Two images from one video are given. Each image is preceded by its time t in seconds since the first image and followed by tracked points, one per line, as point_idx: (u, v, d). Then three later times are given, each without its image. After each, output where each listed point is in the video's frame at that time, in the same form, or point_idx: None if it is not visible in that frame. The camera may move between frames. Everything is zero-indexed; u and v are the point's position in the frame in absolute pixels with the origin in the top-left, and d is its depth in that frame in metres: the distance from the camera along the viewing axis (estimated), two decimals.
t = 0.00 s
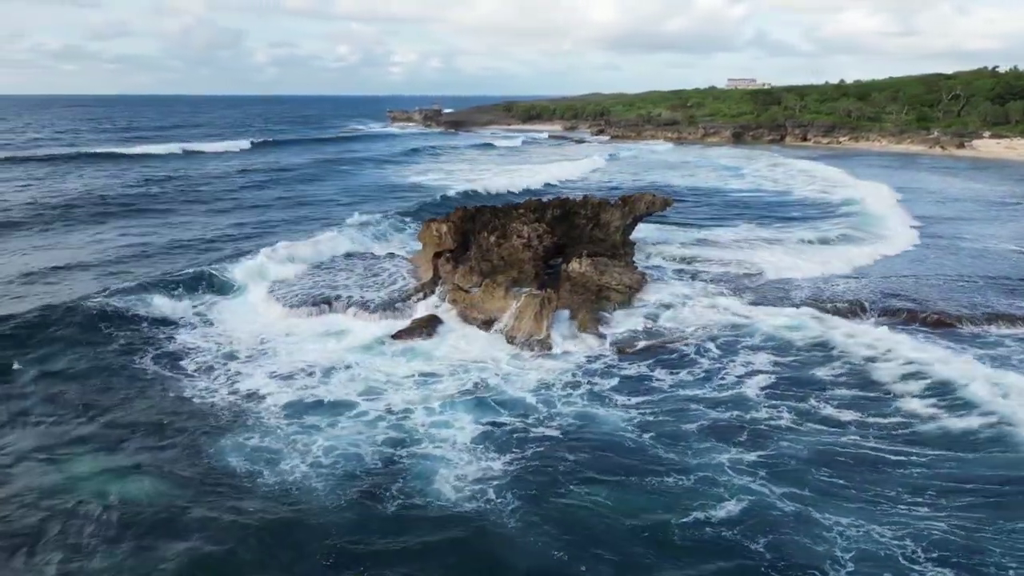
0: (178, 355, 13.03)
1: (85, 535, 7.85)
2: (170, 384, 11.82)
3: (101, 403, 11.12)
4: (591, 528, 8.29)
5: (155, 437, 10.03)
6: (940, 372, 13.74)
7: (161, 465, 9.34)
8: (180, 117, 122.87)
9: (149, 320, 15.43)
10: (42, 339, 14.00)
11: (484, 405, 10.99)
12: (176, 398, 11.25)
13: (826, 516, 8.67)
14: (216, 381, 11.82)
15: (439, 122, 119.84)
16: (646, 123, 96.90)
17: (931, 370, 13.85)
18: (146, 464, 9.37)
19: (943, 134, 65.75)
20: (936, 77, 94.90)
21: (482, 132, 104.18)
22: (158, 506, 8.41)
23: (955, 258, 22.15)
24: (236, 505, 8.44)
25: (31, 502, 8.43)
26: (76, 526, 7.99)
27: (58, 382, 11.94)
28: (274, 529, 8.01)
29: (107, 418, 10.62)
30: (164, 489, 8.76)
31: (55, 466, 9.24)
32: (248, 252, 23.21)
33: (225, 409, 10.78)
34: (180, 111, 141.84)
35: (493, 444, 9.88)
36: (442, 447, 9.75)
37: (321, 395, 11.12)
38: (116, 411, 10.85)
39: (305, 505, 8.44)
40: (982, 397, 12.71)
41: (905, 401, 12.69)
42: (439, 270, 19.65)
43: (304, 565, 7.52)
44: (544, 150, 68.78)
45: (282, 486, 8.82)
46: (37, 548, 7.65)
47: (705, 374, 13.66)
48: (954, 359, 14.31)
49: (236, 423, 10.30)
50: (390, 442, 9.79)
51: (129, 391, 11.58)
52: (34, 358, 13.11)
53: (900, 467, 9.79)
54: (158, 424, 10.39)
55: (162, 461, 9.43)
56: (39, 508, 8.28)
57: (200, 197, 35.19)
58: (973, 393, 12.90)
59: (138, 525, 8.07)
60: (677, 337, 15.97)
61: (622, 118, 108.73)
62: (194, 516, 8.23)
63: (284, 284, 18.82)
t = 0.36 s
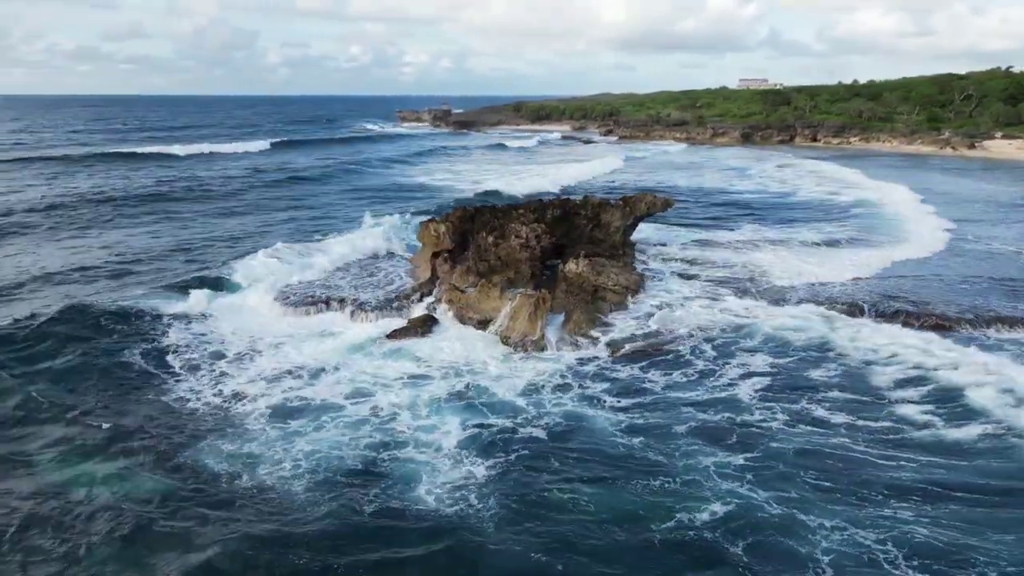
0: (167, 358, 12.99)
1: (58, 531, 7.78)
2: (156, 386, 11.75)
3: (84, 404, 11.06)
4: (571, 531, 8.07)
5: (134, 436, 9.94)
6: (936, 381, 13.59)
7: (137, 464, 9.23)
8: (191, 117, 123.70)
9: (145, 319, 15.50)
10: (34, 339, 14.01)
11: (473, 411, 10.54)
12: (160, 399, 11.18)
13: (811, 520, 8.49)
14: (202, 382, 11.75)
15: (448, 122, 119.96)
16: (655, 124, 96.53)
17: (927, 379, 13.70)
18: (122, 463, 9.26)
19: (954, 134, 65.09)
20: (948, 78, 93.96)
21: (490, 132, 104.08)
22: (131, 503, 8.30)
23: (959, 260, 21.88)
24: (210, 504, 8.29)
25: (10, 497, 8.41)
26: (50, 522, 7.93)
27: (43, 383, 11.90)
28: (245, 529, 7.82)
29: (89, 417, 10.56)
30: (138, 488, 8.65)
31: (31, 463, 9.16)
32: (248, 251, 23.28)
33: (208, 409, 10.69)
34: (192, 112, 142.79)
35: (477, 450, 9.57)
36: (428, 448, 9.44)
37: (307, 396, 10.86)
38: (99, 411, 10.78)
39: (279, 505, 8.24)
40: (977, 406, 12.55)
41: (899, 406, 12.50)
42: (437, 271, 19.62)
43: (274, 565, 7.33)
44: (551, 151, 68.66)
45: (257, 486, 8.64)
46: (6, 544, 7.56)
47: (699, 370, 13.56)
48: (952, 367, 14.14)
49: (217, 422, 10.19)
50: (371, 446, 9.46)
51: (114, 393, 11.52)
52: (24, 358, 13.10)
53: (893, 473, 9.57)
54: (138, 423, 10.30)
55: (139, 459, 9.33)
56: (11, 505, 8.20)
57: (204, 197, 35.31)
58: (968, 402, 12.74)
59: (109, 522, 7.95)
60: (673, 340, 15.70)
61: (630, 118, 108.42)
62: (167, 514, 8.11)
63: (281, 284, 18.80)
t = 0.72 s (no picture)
0: (156, 358, 12.96)
1: (31, 527, 7.70)
2: (143, 386, 11.71)
3: (69, 403, 11.02)
4: (551, 532, 7.90)
5: (115, 435, 9.87)
6: (931, 385, 13.45)
7: (116, 459, 9.14)
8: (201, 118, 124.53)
9: (140, 318, 15.52)
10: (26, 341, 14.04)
11: (460, 411, 10.19)
12: (145, 398, 11.15)
13: (795, 524, 8.30)
14: (188, 382, 11.68)
15: (456, 123, 120.01)
16: (663, 124, 96.18)
17: (921, 383, 13.59)
18: (101, 459, 9.16)
19: (965, 135, 64.47)
20: (959, 78, 93.16)
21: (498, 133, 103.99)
22: (106, 500, 8.20)
23: (962, 262, 21.61)
24: (186, 502, 8.15)
25: None
26: (24, 518, 7.84)
27: (32, 382, 11.91)
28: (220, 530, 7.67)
29: (72, 417, 10.51)
30: (115, 484, 8.55)
31: (11, 459, 9.10)
32: (248, 251, 23.34)
33: (192, 408, 10.62)
34: (202, 112, 143.55)
35: (463, 450, 9.20)
36: (414, 449, 9.22)
37: (291, 398, 10.75)
38: (83, 410, 10.74)
39: (256, 507, 8.05)
40: (969, 410, 12.43)
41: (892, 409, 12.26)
42: (434, 271, 19.59)
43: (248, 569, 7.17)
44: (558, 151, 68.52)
45: (235, 486, 8.46)
46: None
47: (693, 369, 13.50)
48: (948, 372, 13.98)
49: (199, 421, 10.11)
50: (353, 449, 9.19)
51: (100, 392, 11.48)
52: (16, 357, 13.12)
53: (881, 475, 9.45)
54: (121, 422, 10.25)
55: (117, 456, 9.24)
56: None
57: (207, 198, 35.44)
58: (961, 406, 12.62)
59: (82, 519, 7.84)
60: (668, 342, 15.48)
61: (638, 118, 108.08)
62: (142, 512, 7.99)
63: (277, 285, 18.76)
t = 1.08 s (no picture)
0: (144, 357, 12.97)
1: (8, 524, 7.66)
2: (129, 385, 11.70)
3: (53, 403, 11.01)
4: (527, 541, 7.59)
5: (95, 434, 9.83)
6: (927, 389, 13.32)
7: (94, 459, 9.07)
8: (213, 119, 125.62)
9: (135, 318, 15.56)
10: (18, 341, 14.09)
11: (447, 413, 9.94)
12: (129, 397, 11.12)
13: (782, 532, 7.96)
14: (174, 382, 11.66)
15: (465, 124, 120.24)
16: (671, 125, 96.02)
17: (917, 386, 13.45)
18: (79, 457, 9.09)
19: (977, 135, 63.81)
20: (972, 78, 92.24)
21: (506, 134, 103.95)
22: (79, 499, 8.11)
23: (967, 264, 21.36)
24: (159, 502, 8.03)
25: None
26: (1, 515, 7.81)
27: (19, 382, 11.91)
28: (191, 532, 7.52)
29: (55, 417, 10.49)
30: (95, 481, 8.50)
31: None
32: (249, 252, 23.41)
33: (178, 408, 10.60)
34: (214, 113, 144.68)
35: (446, 452, 9.02)
36: (398, 450, 9.04)
37: (275, 399, 10.72)
38: (66, 410, 10.72)
39: (230, 507, 7.91)
40: (964, 414, 12.27)
41: (886, 410, 12.16)
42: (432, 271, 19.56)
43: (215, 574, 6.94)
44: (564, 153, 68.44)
45: (211, 488, 8.30)
46: None
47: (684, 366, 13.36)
48: (945, 376, 13.83)
49: (180, 422, 10.06)
50: (335, 449, 9.06)
51: (85, 392, 11.47)
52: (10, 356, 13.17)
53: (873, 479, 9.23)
54: (103, 423, 10.22)
55: (95, 455, 9.18)
56: None
57: (212, 198, 35.65)
58: (955, 409, 12.51)
59: (54, 519, 7.75)
60: (663, 343, 15.40)
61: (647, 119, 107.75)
62: (119, 509, 7.92)
63: (274, 287, 18.78)
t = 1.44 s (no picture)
0: (134, 356, 13.03)
1: None
2: (116, 383, 11.75)
3: (40, 400, 11.07)
4: (502, 544, 7.38)
5: (77, 434, 9.87)
6: (922, 391, 13.18)
7: (72, 460, 9.09)
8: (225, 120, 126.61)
9: (132, 318, 15.68)
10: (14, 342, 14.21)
11: (430, 413, 9.90)
12: (115, 396, 11.17)
13: (759, 539, 7.59)
14: (161, 382, 11.72)
15: (474, 124, 120.45)
16: (681, 125, 95.76)
17: (912, 389, 13.31)
18: (57, 458, 9.11)
19: (989, 137, 63.11)
20: (985, 79, 91.23)
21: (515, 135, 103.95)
22: (54, 499, 8.12)
23: (970, 267, 21.15)
24: (133, 504, 8.02)
25: None
26: None
27: (7, 377, 11.96)
28: (161, 533, 7.49)
29: (40, 416, 10.55)
30: (78, 480, 8.56)
31: None
32: (250, 252, 23.53)
33: (165, 408, 10.66)
34: (225, 114, 145.79)
35: (426, 453, 8.92)
36: (377, 451, 9.01)
37: (258, 400, 10.76)
38: (51, 408, 10.77)
39: (203, 509, 7.88)
40: (959, 417, 12.13)
41: (881, 410, 11.89)
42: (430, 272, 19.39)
43: None
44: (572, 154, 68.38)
45: (185, 491, 8.26)
46: None
47: (676, 368, 13.32)
48: (941, 380, 13.67)
49: (162, 423, 10.10)
50: (315, 450, 9.09)
51: (72, 390, 11.53)
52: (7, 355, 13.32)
53: (866, 481, 9.02)
54: (86, 422, 10.27)
55: (74, 456, 9.20)
56: None
57: (219, 198, 35.88)
58: (949, 411, 12.38)
59: (25, 518, 7.75)
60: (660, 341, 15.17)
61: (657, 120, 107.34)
62: (99, 508, 7.95)
63: (272, 288, 18.85)
